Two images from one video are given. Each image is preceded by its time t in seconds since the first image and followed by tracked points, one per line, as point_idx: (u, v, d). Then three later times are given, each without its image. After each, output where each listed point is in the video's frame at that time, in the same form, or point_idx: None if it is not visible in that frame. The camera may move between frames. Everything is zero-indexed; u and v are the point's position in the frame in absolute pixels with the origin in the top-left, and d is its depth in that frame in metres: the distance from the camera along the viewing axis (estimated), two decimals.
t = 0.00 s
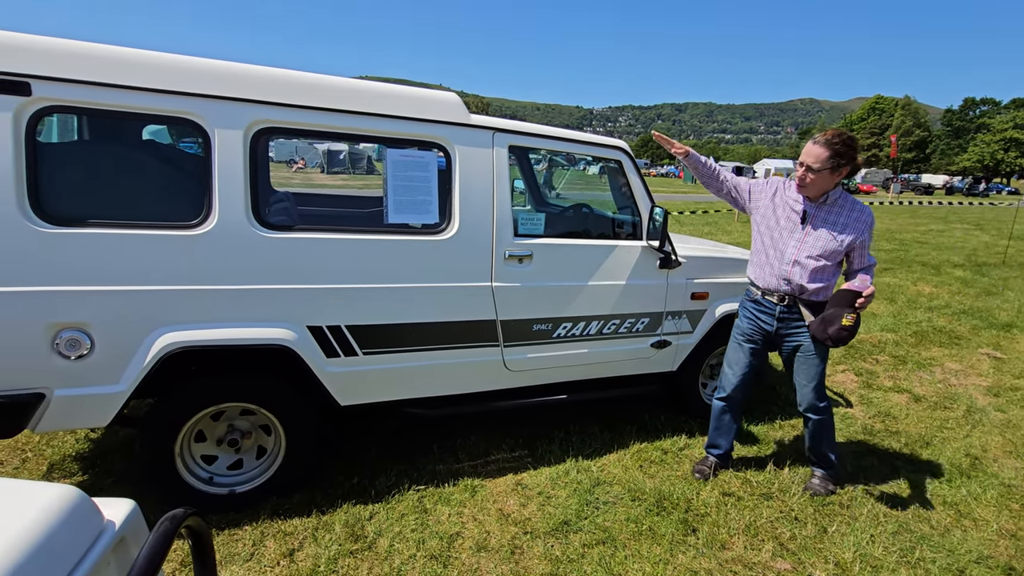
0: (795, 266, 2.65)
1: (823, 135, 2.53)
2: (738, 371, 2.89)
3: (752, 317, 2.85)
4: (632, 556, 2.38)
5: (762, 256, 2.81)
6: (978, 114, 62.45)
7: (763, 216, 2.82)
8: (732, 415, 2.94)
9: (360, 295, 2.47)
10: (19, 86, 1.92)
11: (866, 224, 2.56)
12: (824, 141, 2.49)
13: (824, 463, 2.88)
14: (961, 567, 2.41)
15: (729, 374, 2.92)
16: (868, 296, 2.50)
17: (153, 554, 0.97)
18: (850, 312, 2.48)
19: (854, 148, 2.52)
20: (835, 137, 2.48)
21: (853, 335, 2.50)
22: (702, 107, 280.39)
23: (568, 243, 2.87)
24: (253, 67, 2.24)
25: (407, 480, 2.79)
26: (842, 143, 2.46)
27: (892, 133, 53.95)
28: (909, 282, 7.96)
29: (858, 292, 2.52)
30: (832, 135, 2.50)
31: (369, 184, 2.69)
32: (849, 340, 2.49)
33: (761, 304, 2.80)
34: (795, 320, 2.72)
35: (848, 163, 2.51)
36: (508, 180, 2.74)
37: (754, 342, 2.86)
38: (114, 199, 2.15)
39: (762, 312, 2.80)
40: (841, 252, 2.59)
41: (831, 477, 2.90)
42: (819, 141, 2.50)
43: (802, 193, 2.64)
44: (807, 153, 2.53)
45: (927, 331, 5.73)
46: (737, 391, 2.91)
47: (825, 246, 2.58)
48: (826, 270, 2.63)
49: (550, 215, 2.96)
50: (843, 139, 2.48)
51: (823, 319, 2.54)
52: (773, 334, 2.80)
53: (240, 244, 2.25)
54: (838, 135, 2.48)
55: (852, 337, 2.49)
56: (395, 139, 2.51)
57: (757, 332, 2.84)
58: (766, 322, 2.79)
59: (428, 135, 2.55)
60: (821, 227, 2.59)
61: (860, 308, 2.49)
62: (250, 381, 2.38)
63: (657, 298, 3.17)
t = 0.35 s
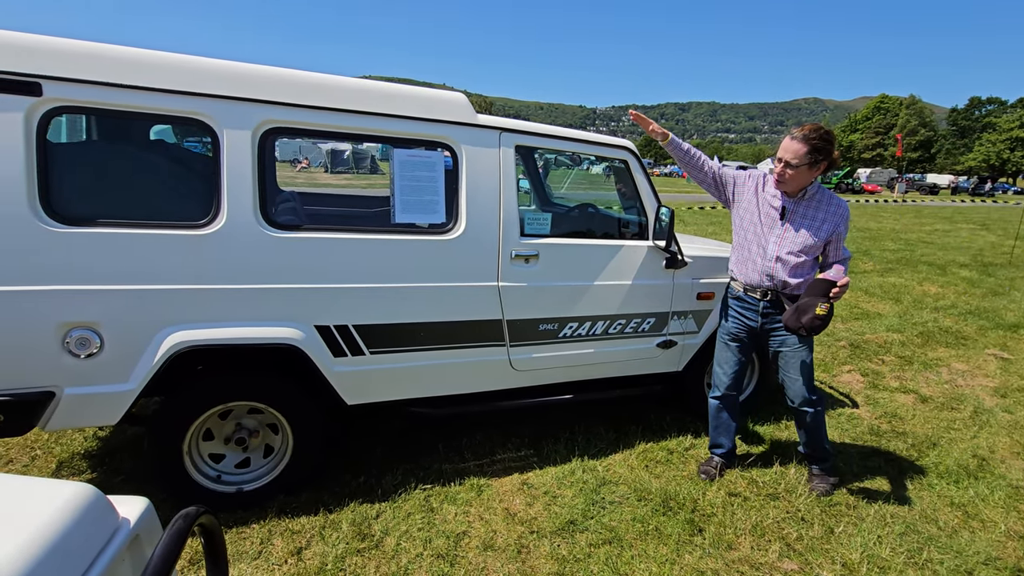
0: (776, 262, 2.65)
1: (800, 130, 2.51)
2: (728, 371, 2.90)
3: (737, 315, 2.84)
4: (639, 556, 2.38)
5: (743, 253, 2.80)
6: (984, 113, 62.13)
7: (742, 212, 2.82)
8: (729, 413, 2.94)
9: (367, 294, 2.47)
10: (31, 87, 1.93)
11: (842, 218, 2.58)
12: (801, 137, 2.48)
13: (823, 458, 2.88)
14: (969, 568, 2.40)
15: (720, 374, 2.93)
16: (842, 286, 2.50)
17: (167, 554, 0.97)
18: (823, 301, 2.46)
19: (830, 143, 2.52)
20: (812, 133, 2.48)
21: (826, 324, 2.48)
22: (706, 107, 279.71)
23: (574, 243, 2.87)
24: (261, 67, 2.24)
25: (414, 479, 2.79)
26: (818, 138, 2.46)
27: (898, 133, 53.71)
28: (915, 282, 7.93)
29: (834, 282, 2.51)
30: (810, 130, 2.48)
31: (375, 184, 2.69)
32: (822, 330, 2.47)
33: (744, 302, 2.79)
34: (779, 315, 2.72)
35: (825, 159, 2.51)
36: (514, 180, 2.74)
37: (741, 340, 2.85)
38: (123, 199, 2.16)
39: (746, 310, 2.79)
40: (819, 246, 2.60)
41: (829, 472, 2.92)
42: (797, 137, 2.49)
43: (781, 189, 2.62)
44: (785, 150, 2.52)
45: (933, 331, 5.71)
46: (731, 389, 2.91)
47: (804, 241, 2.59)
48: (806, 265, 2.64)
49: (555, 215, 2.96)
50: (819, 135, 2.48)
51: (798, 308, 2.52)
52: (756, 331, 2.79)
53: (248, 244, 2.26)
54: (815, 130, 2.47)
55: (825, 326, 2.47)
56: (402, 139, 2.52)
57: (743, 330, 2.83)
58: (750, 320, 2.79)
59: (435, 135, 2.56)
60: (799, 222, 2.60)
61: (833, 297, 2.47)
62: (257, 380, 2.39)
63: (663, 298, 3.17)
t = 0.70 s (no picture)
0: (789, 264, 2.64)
1: (816, 130, 2.48)
2: (739, 371, 2.89)
3: (751, 316, 2.84)
4: (646, 557, 2.37)
5: (758, 254, 2.79)
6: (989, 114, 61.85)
7: (758, 213, 2.79)
8: (739, 413, 2.93)
9: (374, 294, 2.47)
10: (42, 87, 1.94)
11: (861, 221, 2.51)
12: (817, 136, 2.44)
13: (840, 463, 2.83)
14: (979, 571, 2.39)
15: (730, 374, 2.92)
16: (849, 286, 2.42)
17: (183, 554, 0.97)
18: (826, 303, 2.43)
19: (849, 143, 2.47)
20: (828, 133, 2.44)
21: (831, 327, 2.43)
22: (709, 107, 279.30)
23: (581, 243, 2.87)
24: (271, 68, 2.25)
25: (420, 479, 2.79)
26: (835, 138, 2.41)
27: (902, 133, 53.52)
28: (921, 283, 7.89)
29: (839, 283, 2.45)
30: (827, 130, 2.44)
31: (382, 184, 2.70)
32: (826, 332, 2.44)
33: (759, 302, 2.79)
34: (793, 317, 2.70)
35: (843, 159, 2.46)
36: (521, 180, 2.73)
37: (753, 341, 2.85)
38: (133, 199, 2.17)
39: (760, 311, 2.79)
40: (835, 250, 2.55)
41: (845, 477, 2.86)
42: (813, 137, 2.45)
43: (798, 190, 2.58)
44: (801, 150, 2.48)
45: (940, 333, 5.68)
46: (741, 390, 2.91)
47: (819, 244, 2.56)
48: (821, 268, 2.61)
49: (562, 215, 2.94)
50: (837, 135, 2.43)
51: (802, 310, 2.51)
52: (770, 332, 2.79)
53: (257, 244, 2.26)
54: (832, 130, 2.42)
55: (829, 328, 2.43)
56: (410, 139, 2.52)
57: (756, 331, 2.83)
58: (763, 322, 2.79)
59: (443, 135, 2.56)
60: (814, 225, 2.57)
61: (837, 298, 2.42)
62: (265, 379, 2.40)
63: (670, 299, 3.16)
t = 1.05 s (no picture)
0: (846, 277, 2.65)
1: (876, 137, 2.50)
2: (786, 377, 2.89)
3: (806, 325, 2.84)
4: (662, 564, 2.35)
5: (823, 269, 2.81)
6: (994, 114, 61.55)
7: (824, 228, 2.81)
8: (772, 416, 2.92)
9: (389, 298, 2.46)
10: (58, 91, 1.93)
11: (927, 235, 2.42)
12: (877, 143, 2.46)
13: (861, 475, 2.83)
14: None
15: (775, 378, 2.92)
16: (868, 299, 2.40)
17: (214, 563, 0.97)
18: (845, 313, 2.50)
19: (914, 150, 2.45)
20: (888, 140, 2.45)
21: (851, 338, 2.47)
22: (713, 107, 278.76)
23: (595, 247, 2.85)
24: (287, 72, 2.25)
25: (433, 484, 2.78)
26: (897, 144, 2.41)
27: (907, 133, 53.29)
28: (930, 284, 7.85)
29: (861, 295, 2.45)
30: (886, 137, 2.46)
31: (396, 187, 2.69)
32: (848, 343, 2.49)
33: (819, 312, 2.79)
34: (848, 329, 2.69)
35: (906, 165, 2.44)
36: (535, 182, 2.72)
37: (804, 349, 2.85)
38: (149, 203, 2.17)
39: (816, 320, 2.80)
40: (896, 263, 2.49)
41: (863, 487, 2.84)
42: (873, 144, 2.47)
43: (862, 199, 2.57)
44: (862, 157, 2.50)
45: (951, 335, 5.64)
46: (782, 396, 2.90)
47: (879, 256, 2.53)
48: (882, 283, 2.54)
49: (573, 218, 2.93)
50: (901, 141, 2.43)
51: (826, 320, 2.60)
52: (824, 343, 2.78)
53: (272, 247, 2.25)
54: (892, 136, 2.43)
55: (850, 339, 2.48)
56: (423, 143, 2.51)
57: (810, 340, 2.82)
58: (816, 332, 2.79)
59: (457, 138, 2.55)
60: (876, 237, 2.55)
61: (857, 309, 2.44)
62: (279, 384, 2.39)
63: (683, 302, 3.14)
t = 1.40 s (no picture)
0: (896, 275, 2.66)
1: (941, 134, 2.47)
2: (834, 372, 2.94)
3: (854, 323, 2.89)
4: (682, 569, 2.34)
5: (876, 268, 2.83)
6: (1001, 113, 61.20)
7: (883, 228, 2.82)
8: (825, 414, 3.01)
9: (407, 301, 2.46)
10: (81, 95, 1.93)
11: (984, 236, 2.39)
12: (940, 140, 2.44)
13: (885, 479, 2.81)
14: None
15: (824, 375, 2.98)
16: (911, 311, 2.42)
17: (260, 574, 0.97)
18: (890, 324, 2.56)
19: (980, 148, 2.42)
20: (953, 137, 2.42)
21: (896, 347, 2.54)
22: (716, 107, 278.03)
23: (612, 249, 2.84)
24: (307, 74, 2.24)
25: (450, 487, 2.77)
26: (961, 142, 2.39)
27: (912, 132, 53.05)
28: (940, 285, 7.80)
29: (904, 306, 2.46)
30: (952, 134, 2.43)
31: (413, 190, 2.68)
32: (894, 353, 2.54)
33: (865, 310, 2.83)
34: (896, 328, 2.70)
35: (971, 163, 2.42)
36: (553, 184, 2.71)
37: (850, 346, 2.89)
38: (169, 206, 2.16)
39: (864, 318, 2.84)
40: (948, 263, 2.47)
41: (883, 492, 2.82)
42: (935, 141, 2.46)
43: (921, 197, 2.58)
44: (923, 154, 2.50)
45: (964, 337, 5.60)
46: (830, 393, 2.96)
47: (931, 255, 2.52)
48: (933, 283, 2.52)
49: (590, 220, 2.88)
50: (965, 139, 2.40)
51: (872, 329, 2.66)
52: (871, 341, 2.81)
53: (292, 250, 2.25)
54: (957, 133, 2.41)
55: (896, 349, 2.54)
56: (442, 145, 2.50)
57: (855, 338, 2.87)
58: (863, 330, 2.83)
59: (475, 141, 2.54)
60: (930, 236, 2.55)
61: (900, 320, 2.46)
62: (298, 387, 2.38)
63: (700, 304, 3.12)
